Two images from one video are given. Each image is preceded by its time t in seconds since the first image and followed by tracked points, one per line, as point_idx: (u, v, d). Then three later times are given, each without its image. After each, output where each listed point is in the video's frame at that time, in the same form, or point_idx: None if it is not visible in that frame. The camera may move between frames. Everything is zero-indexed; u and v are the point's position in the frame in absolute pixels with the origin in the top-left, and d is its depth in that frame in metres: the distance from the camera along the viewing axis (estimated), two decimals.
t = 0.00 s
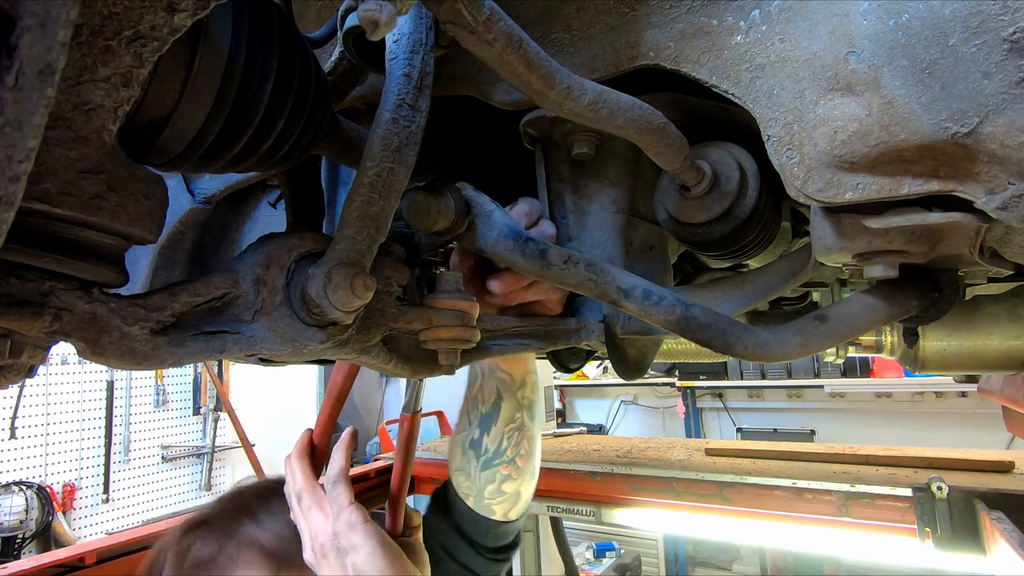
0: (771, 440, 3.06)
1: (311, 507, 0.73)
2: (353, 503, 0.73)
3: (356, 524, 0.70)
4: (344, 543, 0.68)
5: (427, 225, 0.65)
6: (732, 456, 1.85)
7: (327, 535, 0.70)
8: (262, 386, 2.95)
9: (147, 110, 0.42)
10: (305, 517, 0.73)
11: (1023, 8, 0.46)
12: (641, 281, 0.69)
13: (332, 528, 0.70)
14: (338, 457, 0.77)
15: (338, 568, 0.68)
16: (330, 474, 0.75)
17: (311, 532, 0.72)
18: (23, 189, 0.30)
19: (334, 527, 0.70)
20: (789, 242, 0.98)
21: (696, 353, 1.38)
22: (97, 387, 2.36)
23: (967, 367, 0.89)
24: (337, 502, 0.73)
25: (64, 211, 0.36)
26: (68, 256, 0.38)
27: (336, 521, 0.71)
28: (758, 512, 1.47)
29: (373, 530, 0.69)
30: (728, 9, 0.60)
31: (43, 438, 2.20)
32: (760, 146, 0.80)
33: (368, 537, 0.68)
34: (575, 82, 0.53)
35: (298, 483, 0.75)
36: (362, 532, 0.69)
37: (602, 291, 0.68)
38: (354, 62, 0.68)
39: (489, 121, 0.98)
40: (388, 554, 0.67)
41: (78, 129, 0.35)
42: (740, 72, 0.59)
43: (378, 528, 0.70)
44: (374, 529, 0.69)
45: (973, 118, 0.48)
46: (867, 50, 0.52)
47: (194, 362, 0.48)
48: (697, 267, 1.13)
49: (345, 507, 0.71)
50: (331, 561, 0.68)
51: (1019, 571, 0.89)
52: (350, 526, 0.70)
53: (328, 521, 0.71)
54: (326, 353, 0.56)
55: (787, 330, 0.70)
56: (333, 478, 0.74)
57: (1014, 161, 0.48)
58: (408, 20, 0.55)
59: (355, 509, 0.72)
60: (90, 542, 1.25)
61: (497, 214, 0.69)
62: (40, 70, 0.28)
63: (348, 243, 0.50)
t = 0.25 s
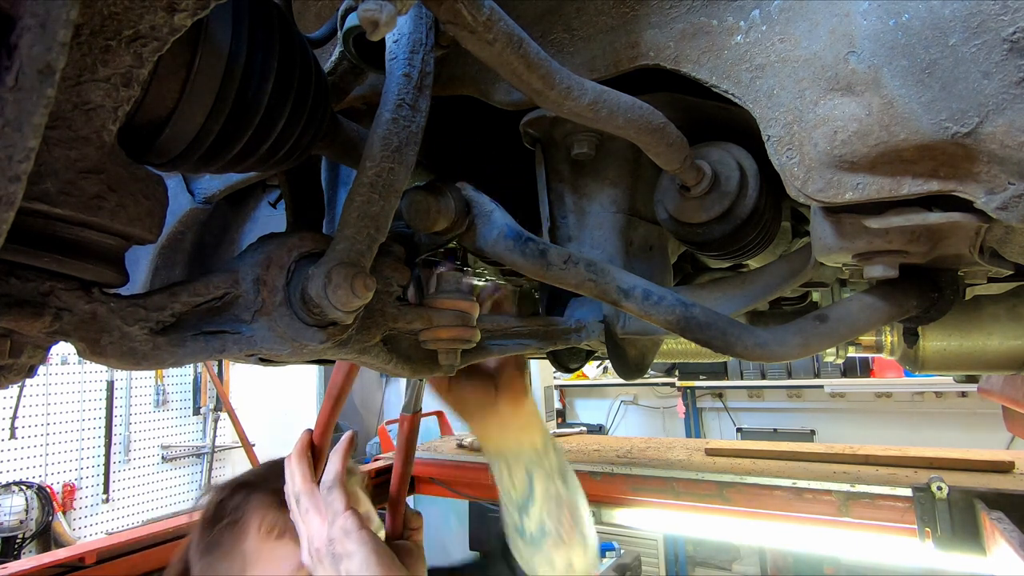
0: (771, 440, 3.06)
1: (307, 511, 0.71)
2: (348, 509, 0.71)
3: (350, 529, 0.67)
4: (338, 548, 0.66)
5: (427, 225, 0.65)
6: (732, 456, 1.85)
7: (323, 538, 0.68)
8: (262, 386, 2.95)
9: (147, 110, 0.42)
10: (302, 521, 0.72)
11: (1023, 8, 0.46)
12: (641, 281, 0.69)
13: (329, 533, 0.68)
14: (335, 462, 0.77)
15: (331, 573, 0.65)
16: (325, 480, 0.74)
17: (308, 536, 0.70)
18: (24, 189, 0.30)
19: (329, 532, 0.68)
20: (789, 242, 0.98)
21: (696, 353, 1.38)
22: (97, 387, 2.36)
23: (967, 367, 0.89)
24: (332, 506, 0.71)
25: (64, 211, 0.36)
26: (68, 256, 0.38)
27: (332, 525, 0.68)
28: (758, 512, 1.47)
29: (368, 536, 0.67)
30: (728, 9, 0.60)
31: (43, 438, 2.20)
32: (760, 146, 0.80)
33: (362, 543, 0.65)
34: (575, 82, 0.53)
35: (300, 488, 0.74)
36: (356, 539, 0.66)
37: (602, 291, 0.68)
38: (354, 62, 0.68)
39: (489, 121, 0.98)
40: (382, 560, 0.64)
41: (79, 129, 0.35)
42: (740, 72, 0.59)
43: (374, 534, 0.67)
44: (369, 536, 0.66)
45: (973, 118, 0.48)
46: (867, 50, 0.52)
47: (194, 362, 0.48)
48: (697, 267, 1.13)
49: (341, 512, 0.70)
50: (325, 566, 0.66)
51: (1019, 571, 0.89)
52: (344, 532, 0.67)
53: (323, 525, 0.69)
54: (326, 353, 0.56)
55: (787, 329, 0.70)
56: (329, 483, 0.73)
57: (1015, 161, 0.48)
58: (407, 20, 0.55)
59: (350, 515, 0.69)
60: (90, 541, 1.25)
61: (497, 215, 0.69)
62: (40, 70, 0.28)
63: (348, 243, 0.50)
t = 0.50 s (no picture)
0: (771, 439, 3.06)
1: (300, 518, 0.67)
2: (338, 520, 0.65)
3: (338, 543, 0.62)
4: (326, 562, 0.61)
5: (427, 226, 0.65)
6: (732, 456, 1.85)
7: (312, 551, 0.63)
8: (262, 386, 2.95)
9: (147, 110, 0.42)
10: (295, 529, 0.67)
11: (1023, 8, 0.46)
12: (641, 281, 0.69)
13: (317, 545, 0.63)
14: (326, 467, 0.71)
15: None
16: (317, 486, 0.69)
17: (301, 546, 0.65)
18: (23, 189, 0.30)
19: (318, 545, 0.62)
20: (789, 242, 0.98)
21: (696, 353, 1.38)
22: (97, 387, 2.36)
23: (967, 368, 0.89)
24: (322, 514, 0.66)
25: (64, 211, 0.36)
26: (68, 255, 0.38)
27: (320, 538, 0.63)
28: (758, 512, 1.47)
29: (356, 550, 0.61)
30: (728, 9, 0.60)
31: (43, 438, 2.20)
32: (761, 146, 0.80)
33: (349, 558, 0.59)
34: (575, 82, 0.53)
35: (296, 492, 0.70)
36: (343, 553, 0.60)
37: (602, 291, 0.68)
38: (354, 63, 0.68)
39: (489, 121, 0.98)
40: None
41: (78, 129, 0.35)
42: (740, 72, 0.59)
43: (362, 548, 0.61)
44: (357, 550, 0.61)
45: (973, 118, 0.48)
46: (867, 50, 0.52)
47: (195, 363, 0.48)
48: (697, 267, 1.13)
49: (328, 523, 0.64)
50: None
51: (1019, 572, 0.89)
52: (331, 546, 0.61)
53: (312, 536, 0.64)
54: (326, 353, 0.56)
55: (787, 329, 0.70)
56: (318, 491, 0.68)
57: (1015, 161, 0.48)
58: (408, 20, 0.55)
59: (339, 526, 0.64)
60: (90, 542, 1.25)
61: (497, 215, 0.69)
62: (40, 70, 0.28)
63: (348, 243, 0.50)
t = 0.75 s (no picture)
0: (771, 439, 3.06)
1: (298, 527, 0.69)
2: (326, 531, 0.67)
3: (324, 556, 0.65)
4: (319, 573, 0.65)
5: (427, 226, 0.65)
6: (732, 456, 1.85)
7: (306, 562, 0.66)
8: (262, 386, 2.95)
9: (147, 110, 0.42)
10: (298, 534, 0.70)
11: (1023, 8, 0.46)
12: (641, 281, 0.69)
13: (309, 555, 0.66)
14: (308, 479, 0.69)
15: None
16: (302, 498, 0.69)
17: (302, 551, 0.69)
18: (23, 189, 0.30)
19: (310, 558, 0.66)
20: (789, 242, 0.98)
21: (696, 353, 1.38)
22: (97, 387, 2.36)
23: (967, 368, 0.89)
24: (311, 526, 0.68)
25: (64, 211, 0.36)
26: (68, 255, 0.38)
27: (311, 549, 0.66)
28: (759, 512, 1.47)
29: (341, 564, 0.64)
30: (728, 9, 0.60)
31: (43, 438, 2.20)
32: (761, 146, 0.80)
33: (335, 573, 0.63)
34: (575, 82, 0.53)
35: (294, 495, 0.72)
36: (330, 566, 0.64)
37: (602, 291, 0.68)
38: (354, 62, 0.68)
39: (489, 121, 0.98)
40: None
41: (78, 129, 0.35)
42: (740, 72, 0.59)
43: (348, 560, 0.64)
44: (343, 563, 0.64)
45: (973, 118, 0.48)
46: (867, 50, 0.52)
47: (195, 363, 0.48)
48: (697, 267, 1.13)
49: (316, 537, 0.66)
50: None
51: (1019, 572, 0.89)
52: (319, 559, 0.64)
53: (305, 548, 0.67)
54: (326, 353, 0.56)
55: (787, 330, 0.70)
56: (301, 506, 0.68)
57: (1015, 161, 0.48)
58: (407, 20, 0.55)
59: (325, 537, 0.66)
60: (90, 542, 1.25)
61: (497, 215, 0.69)
62: (40, 69, 0.28)
63: (348, 244, 0.50)
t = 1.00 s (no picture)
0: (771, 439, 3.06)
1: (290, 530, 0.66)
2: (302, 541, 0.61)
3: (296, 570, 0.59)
4: None
5: (427, 226, 0.65)
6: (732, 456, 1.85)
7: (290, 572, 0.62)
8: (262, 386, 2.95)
9: (147, 110, 0.42)
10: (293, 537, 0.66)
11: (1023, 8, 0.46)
12: (641, 281, 0.69)
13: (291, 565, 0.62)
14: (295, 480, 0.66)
15: None
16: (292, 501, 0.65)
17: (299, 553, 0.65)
18: (23, 189, 0.30)
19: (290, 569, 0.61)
20: (789, 242, 0.98)
21: (696, 353, 1.38)
22: (97, 387, 2.36)
23: (967, 368, 0.89)
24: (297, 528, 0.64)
25: (64, 211, 0.36)
26: (68, 255, 0.38)
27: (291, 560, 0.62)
28: (759, 512, 1.47)
29: None
30: (728, 9, 0.60)
31: (43, 438, 2.20)
32: (761, 146, 0.80)
33: None
34: (575, 82, 0.53)
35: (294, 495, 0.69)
36: None
37: (602, 291, 0.68)
38: (354, 63, 0.68)
39: (489, 121, 0.98)
40: None
41: (78, 129, 0.35)
42: (740, 72, 0.59)
43: None
44: None
45: (973, 118, 0.48)
46: (867, 50, 0.52)
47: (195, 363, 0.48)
48: (697, 267, 1.13)
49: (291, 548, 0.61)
50: None
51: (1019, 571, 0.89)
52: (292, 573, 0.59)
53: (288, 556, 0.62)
54: (326, 353, 0.56)
55: (787, 330, 0.70)
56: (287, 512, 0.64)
57: (1014, 161, 0.48)
58: (407, 20, 0.55)
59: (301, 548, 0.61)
60: (90, 542, 1.25)
61: (497, 215, 0.69)
62: (40, 69, 0.28)
63: (348, 243, 0.50)
